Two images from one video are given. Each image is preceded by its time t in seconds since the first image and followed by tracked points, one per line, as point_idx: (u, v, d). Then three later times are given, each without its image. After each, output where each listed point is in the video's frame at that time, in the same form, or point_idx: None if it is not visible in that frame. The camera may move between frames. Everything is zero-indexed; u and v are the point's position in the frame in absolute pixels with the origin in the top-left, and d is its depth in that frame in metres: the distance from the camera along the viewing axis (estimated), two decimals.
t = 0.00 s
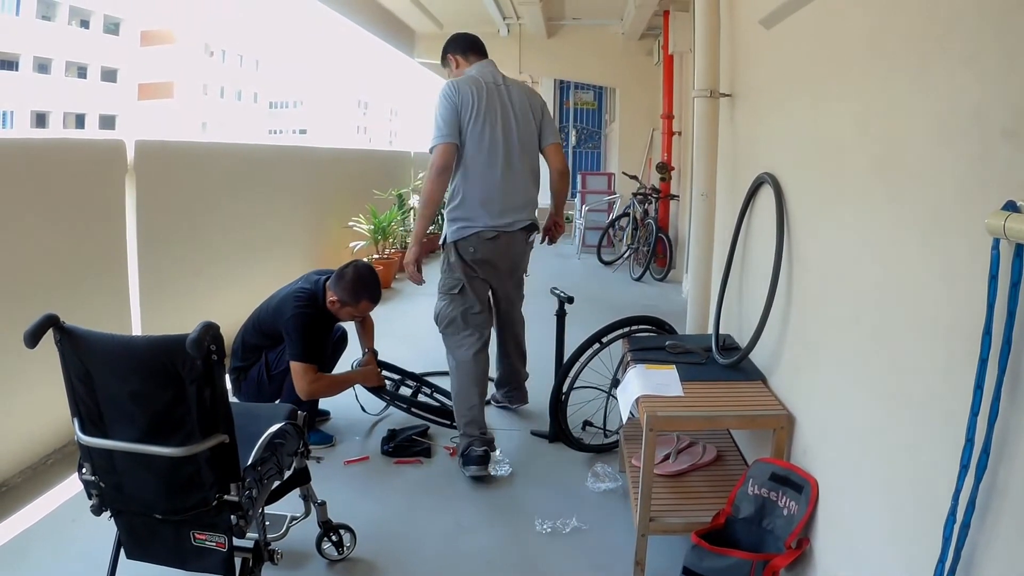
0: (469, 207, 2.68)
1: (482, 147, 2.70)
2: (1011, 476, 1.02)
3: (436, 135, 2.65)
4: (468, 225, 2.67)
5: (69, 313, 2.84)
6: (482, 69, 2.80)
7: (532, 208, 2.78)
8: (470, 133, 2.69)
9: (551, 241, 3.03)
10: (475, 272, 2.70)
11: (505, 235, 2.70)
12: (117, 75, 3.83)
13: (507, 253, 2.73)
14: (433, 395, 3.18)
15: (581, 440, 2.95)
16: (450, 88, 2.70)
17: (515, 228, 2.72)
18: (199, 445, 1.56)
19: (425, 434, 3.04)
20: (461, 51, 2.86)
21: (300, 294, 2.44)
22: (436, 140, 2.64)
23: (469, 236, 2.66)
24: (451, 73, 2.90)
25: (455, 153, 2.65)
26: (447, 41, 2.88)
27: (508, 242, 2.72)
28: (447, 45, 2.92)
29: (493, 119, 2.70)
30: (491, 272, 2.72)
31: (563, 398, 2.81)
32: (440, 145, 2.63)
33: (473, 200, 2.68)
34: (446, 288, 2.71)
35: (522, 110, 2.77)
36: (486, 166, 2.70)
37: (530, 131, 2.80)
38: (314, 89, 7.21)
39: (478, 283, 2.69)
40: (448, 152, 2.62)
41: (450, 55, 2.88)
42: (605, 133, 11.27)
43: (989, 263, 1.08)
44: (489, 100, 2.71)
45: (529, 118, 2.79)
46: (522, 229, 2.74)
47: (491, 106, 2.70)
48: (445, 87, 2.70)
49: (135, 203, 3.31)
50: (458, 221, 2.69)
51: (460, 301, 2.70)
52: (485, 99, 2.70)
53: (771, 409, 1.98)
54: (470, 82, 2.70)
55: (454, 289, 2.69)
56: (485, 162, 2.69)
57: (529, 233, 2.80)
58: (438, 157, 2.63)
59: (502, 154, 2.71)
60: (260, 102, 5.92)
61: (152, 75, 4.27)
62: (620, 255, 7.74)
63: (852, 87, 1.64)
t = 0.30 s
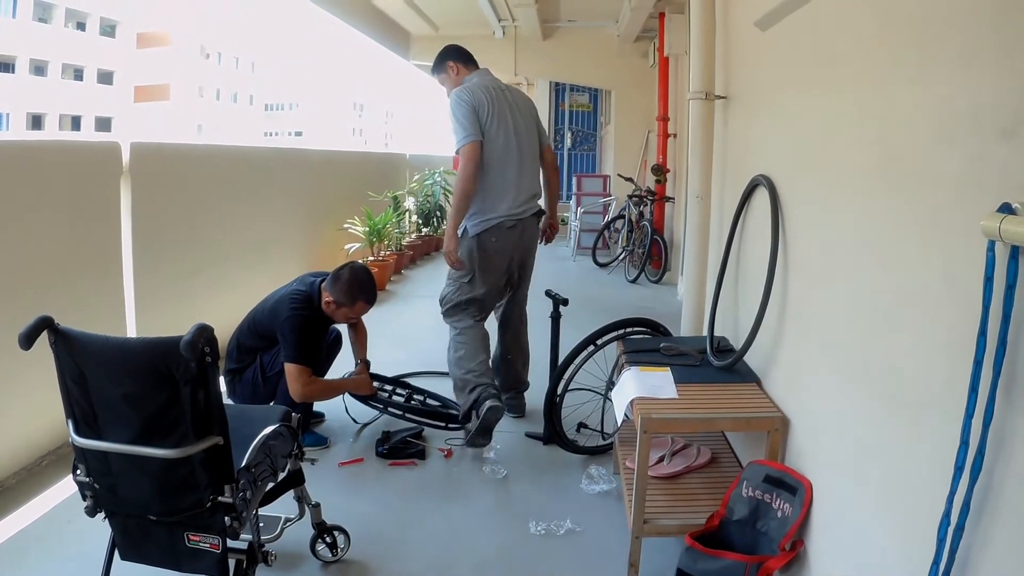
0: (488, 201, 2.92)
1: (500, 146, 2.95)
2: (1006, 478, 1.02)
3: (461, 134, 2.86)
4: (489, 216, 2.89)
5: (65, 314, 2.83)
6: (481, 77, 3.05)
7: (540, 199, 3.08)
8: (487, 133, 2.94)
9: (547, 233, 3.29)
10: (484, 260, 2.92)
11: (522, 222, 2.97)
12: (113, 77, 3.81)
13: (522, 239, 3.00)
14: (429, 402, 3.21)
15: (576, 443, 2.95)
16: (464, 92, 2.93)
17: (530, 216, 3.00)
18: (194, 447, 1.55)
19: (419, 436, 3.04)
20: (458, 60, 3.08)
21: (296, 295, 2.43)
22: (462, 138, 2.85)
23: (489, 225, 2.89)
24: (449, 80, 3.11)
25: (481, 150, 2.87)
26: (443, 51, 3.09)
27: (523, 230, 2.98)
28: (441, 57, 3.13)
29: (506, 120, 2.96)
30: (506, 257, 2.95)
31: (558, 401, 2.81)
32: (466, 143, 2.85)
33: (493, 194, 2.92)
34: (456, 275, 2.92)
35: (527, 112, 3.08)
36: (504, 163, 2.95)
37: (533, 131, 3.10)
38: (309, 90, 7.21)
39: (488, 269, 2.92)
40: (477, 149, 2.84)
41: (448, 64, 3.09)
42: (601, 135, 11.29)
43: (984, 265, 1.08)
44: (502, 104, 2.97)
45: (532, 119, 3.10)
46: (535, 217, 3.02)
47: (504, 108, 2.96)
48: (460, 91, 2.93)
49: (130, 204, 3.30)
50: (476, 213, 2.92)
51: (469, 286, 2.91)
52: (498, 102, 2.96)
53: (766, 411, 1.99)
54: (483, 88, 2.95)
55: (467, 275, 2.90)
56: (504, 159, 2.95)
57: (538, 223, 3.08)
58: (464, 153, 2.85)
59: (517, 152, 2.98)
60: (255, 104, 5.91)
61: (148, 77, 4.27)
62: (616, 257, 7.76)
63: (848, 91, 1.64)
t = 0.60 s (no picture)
0: (495, 200, 3.07)
1: (505, 149, 3.10)
2: (1002, 483, 1.03)
3: (471, 136, 2.99)
4: (496, 214, 3.05)
5: (65, 319, 2.84)
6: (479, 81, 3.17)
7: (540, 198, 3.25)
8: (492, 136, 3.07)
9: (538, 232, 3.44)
10: (494, 255, 3.08)
11: (527, 220, 3.13)
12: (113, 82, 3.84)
13: (527, 236, 3.16)
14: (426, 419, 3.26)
15: (575, 449, 2.95)
16: (470, 96, 3.04)
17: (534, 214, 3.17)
18: (194, 452, 1.55)
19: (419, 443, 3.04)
20: (457, 64, 3.15)
21: (296, 301, 2.44)
22: (473, 139, 2.98)
23: (497, 223, 3.05)
24: (447, 82, 3.18)
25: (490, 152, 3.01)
26: (441, 53, 3.14)
27: (527, 227, 3.15)
28: (437, 59, 3.17)
29: (510, 124, 3.12)
30: (512, 253, 3.11)
31: (557, 406, 2.81)
32: (475, 145, 2.98)
33: (500, 193, 3.07)
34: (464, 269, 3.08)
35: (524, 115, 3.22)
36: (508, 164, 3.11)
37: (531, 133, 3.25)
38: (310, 96, 7.24)
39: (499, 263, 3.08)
40: (488, 151, 2.98)
41: (446, 66, 3.15)
42: (601, 141, 11.32)
43: (980, 270, 1.09)
44: (505, 108, 3.11)
45: (529, 122, 3.25)
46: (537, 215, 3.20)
47: (507, 112, 3.11)
48: (466, 94, 3.03)
49: (131, 209, 3.32)
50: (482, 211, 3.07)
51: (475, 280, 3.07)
52: (503, 106, 3.10)
53: (764, 416, 1.99)
54: (487, 92, 3.07)
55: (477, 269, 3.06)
56: (509, 161, 3.10)
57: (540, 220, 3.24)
58: (474, 155, 2.99)
59: (520, 154, 3.14)
60: (255, 110, 5.94)
61: (149, 81, 4.31)
62: (616, 263, 7.77)
63: (845, 96, 1.65)
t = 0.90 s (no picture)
0: (490, 214, 3.10)
1: (499, 163, 3.12)
2: (998, 490, 1.03)
3: (466, 153, 3.00)
4: (493, 230, 3.08)
5: (66, 327, 2.85)
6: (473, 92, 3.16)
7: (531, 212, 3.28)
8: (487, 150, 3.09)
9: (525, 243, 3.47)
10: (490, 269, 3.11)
11: (519, 235, 3.17)
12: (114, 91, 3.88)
13: (518, 251, 3.20)
14: (425, 428, 3.26)
15: (575, 458, 2.94)
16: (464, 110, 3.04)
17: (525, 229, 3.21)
18: (191, 461, 1.55)
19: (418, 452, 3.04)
20: (453, 74, 3.14)
21: (296, 311, 2.45)
22: (468, 157, 3.00)
23: (493, 238, 3.08)
24: (444, 92, 3.17)
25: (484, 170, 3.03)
26: (436, 63, 3.12)
27: (519, 242, 3.19)
28: (432, 67, 3.15)
29: (505, 138, 3.13)
30: (506, 268, 3.15)
31: (558, 414, 2.80)
32: (471, 161, 3.00)
33: (495, 208, 3.11)
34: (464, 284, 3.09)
35: (520, 128, 3.24)
36: (503, 179, 3.14)
37: (525, 146, 3.27)
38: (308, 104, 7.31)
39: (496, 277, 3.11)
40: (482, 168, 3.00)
41: (442, 76, 3.15)
42: (601, 151, 11.34)
43: (976, 276, 1.09)
44: (500, 122, 3.12)
45: (524, 135, 3.27)
46: (528, 230, 3.24)
47: (502, 126, 3.12)
48: (462, 109, 3.03)
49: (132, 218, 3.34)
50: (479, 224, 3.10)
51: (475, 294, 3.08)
52: (497, 120, 3.10)
53: (763, 424, 1.99)
54: (481, 106, 3.07)
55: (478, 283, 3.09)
56: (503, 175, 3.13)
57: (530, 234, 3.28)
58: (469, 171, 3.01)
59: (514, 168, 3.16)
60: (257, 118, 5.97)
61: (148, 90, 4.31)
62: (617, 272, 7.77)
63: (841, 103, 1.66)
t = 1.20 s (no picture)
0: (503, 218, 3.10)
1: (507, 167, 3.13)
2: (997, 490, 1.02)
3: (481, 159, 2.96)
4: (508, 233, 3.09)
5: (64, 329, 2.84)
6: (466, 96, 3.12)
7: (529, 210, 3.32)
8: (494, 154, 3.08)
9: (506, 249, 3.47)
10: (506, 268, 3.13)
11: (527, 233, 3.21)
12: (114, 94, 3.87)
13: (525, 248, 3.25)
14: (423, 430, 3.25)
15: (574, 458, 2.94)
16: (472, 115, 3.00)
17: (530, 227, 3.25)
18: (187, 463, 1.55)
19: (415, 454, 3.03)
20: (447, 79, 3.07)
21: (293, 314, 2.44)
22: (482, 163, 2.96)
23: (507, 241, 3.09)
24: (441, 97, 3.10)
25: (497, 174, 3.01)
26: (433, 68, 3.02)
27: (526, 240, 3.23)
28: (426, 73, 3.04)
29: (510, 141, 3.13)
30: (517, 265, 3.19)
31: (556, 414, 2.79)
32: (485, 167, 2.96)
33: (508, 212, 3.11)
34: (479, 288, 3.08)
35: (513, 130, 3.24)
36: (511, 181, 3.15)
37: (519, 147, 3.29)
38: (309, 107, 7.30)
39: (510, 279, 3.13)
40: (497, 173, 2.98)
41: (437, 82, 3.06)
42: (601, 152, 11.35)
43: (975, 274, 1.09)
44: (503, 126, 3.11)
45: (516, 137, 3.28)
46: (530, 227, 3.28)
47: (505, 130, 3.12)
48: (470, 115, 2.99)
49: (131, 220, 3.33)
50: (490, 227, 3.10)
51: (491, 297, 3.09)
52: (501, 124, 3.09)
53: (761, 425, 1.98)
54: (485, 111, 3.05)
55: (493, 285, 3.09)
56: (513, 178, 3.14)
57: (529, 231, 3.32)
58: (483, 176, 2.97)
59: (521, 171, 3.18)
60: (257, 120, 5.97)
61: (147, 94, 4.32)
62: (616, 273, 7.77)
63: (838, 102, 1.65)
